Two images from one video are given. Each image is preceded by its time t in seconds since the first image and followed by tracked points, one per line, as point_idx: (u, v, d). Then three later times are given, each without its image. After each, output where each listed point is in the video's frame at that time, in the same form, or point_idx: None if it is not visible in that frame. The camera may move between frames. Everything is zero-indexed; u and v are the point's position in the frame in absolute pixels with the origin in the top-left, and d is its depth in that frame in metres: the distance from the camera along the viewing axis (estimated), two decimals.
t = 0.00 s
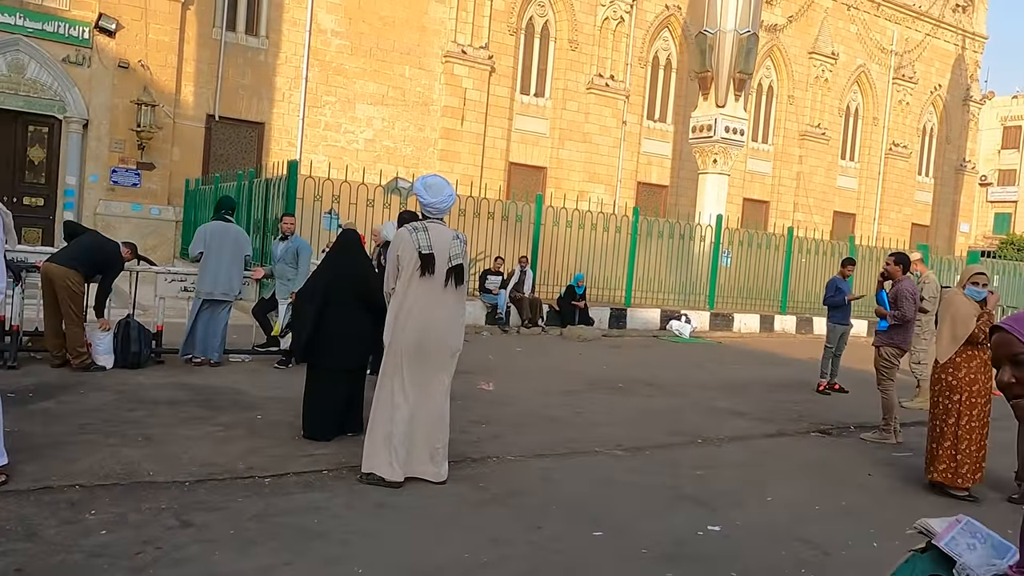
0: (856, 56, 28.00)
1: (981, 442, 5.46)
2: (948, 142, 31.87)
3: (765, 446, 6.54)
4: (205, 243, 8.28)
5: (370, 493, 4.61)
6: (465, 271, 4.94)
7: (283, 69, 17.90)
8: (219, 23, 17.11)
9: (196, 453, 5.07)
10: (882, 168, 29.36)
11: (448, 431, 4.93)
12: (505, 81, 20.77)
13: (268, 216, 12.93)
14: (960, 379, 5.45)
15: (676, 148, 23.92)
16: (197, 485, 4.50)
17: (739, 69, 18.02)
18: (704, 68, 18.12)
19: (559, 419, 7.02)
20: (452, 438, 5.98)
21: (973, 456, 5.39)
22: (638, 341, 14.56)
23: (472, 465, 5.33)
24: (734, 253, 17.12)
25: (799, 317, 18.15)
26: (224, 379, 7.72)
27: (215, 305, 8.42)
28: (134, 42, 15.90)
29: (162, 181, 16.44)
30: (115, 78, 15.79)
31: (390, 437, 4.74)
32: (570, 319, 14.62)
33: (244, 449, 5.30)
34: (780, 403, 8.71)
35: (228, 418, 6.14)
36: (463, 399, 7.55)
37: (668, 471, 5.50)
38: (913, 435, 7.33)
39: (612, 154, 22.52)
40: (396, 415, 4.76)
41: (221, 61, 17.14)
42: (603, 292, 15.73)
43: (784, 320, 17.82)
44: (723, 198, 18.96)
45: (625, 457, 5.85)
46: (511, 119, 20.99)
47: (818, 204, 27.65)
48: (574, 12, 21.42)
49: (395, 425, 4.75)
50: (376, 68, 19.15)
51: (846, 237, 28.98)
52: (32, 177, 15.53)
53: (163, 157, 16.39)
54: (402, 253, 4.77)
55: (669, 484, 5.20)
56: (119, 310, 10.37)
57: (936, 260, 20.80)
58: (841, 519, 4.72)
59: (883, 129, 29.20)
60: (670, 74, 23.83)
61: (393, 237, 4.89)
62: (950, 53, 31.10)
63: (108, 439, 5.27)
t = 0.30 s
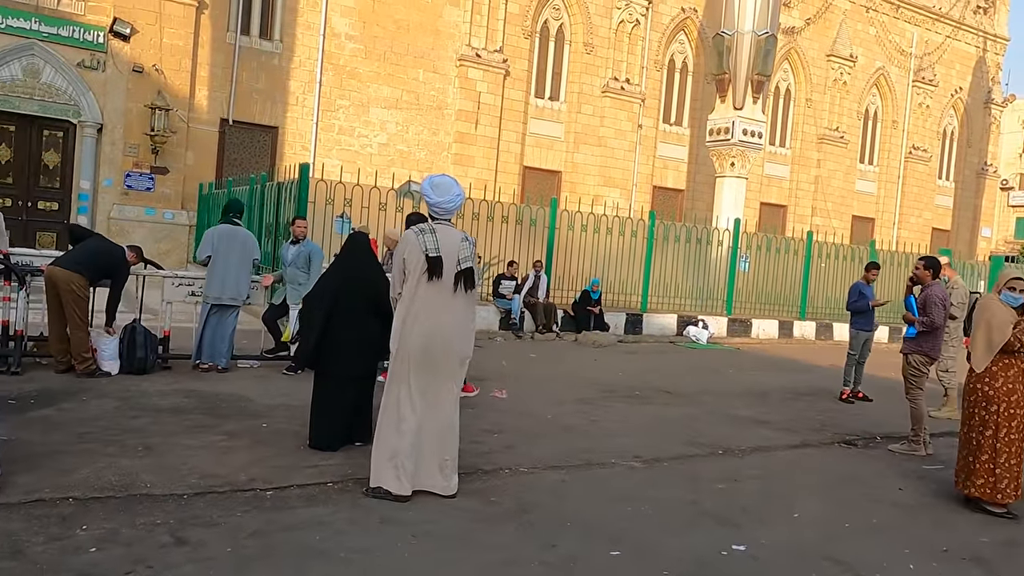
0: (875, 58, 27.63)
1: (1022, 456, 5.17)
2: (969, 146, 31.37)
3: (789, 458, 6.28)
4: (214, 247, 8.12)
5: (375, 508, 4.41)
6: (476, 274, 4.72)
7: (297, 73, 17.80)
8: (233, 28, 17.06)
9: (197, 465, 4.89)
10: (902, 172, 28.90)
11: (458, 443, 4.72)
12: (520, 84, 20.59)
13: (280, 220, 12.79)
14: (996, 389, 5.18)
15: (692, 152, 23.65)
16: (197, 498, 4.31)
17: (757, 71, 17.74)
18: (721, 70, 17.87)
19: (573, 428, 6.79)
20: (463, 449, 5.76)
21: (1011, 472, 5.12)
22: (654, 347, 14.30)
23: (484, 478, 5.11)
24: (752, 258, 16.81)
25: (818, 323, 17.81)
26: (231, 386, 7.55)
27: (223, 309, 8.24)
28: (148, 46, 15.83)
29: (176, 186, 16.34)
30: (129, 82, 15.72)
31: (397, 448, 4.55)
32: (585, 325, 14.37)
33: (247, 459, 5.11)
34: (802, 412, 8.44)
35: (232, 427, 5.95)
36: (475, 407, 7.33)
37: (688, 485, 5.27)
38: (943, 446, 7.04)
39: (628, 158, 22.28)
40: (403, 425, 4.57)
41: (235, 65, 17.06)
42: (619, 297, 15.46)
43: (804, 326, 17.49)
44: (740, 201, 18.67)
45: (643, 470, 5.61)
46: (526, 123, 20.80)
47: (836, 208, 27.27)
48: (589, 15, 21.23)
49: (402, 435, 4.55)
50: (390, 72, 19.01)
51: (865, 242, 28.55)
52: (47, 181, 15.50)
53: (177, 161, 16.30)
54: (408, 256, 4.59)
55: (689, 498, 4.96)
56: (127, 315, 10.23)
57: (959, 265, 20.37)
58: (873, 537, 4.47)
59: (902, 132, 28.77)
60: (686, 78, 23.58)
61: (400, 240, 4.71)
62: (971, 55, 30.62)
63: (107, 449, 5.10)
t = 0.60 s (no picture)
0: (892, 59, 27.21)
1: None
2: (988, 147, 30.86)
3: (812, 471, 5.99)
4: (217, 249, 7.95)
5: (374, 527, 4.15)
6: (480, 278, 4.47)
7: (307, 77, 17.65)
8: (244, 31, 16.93)
9: (191, 480, 4.66)
10: (920, 174, 28.42)
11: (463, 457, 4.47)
12: (532, 87, 20.35)
13: (288, 225, 12.60)
14: None
15: (707, 155, 23.32)
16: (187, 517, 4.08)
17: (773, 72, 17.42)
18: (736, 71, 17.57)
19: (585, 439, 6.52)
20: (470, 462, 5.51)
21: None
22: (669, 353, 14.00)
23: (491, 494, 4.85)
24: (769, 262, 16.48)
25: (836, 328, 17.45)
26: (233, 394, 7.33)
27: (225, 315, 8.04)
28: (158, 50, 15.69)
29: (186, 190, 16.18)
30: (139, 86, 15.58)
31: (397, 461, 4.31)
32: (598, 330, 14.08)
33: (242, 474, 4.87)
34: (823, 421, 8.13)
35: (230, 439, 5.72)
36: (483, 417, 7.07)
37: (706, 501, 4.99)
38: (973, 458, 6.72)
39: (641, 161, 21.98)
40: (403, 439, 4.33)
41: (245, 69, 16.92)
42: (633, 302, 15.16)
43: (822, 331, 17.12)
44: (756, 205, 18.35)
45: (659, 484, 5.34)
46: (538, 126, 20.56)
47: (853, 211, 26.85)
48: (601, 17, 20.98)
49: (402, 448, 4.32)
50: (401, 75, 18.82)
51: (882, 246, 28.09)
52: (58, 186, 15.37)
53: (187, 165, 16.16)
54: (407, 258, 4.37)
55: (708, 516, 4.69)
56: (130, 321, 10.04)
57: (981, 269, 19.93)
58: (906, 560, 4.18)
59: (921, 134, 28.31)
60: (700, 80, 23.28)
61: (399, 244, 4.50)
62: (990, 56, 30.14)
63: (97, 461, 4.88)
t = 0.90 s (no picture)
0: (905, 59, 26.84)
1: None
2: (1004, 148, 30.40)
3: (832, 486, 5.73)
4: (216, 255, 7.78)
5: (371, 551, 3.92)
6: (484, 287, 4.25)
7: (314, 80, 17.49)
8: (251, 35, 16.80)
9: (182, 499, 4.45)
10: (934, 175, 28.01)
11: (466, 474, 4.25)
12: (541, 90, 20.13)
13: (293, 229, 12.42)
14: None
15: (718, 157, 23.02)
16: (173, 540, 3.86)
17: (785, 72, 17.13)
18: (748, 72, 17.31)
19: (594, 451, 6.28)
20: (474, 478, 5.28)
21: None
22: (681, 358, 13.75)
23: (495, 513, 4.61)
24: (782, 265, 16.19)
25: (851, 332, 17.14)
26: (232, 404, 7.13)
27: (225, 322, 7.86)
28: (164, 54, 15.56)
29: (193, 195, 16.02)
30: (146, 91, 15.45)
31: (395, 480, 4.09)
32: (608, 335, 13.82)
33: (236, 492, 4.66)
34: (841, 430, 7.86)
35: (225, 453, 5.51)
36: (489, 429, 6.85)
37: (722, 520, 4.74)
38: (1001, 471, 6.45)
39: (651, 163, 21.71)
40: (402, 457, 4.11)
41: (252, 73, 16.78)
42: (643, 307, 14.90)
43: (836, 335, 16.81)
44: (769, 207, 18.07)
45: (672, 501, 5.09)
46: (547, 128, 20.34)
47: (866, 213, 26.48)
48: (611, 17, 20.73)
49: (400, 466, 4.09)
50: (409, 78, 18.63)
51: (896, 248, 27.68)
52: (64, 192, 15.24)
53: (194, 169, 16.01)
54: (407, 267, 4.13)
55: (724, 537, 4.44)
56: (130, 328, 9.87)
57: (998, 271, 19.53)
58: None
59: (935, 134, 27.90)
60: (711, 81, 23.00)
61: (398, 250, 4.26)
62: (1005, 55, 29.71)
63: (84, 479, 4.69)
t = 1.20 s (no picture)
0: (918, 58, 26.46)
1: None
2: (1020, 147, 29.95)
3: (855, 496, 5.46)
4: (213, 253, 7.55)
5: (368, 570, 3.69)
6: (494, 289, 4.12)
7: (321, 81, 17.31)
8: (257, 37, 16.65)
9: (171, 513, 4.24)
10: (948, 174, 27.62)
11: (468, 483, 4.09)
12: (549, 90, 19.90)
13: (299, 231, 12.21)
14: None
15: (729, 157, 22.73)
16: (158, 558, 3.64)
17: (798, 70, 16.83)
18: (760, 70, 17.03)
19: (606, 459, 6.03)
20: (479, 488, 5.04)
21: None
22: (692, 362, 13.47)
23: (500, 527, 4.37)
24: (796, 266, 15.89)
25: (866, 333, 16.81)
26: (231, 410, 6.92)
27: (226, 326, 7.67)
28: (170, 56, 15.40)
29: (199, 198, 15.83)
30: (152, 93, 15.30)
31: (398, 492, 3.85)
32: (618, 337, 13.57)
33: (229, 505, 4.44)
34: (861, 436, 7.58)
35: (220, 463, 5.29)
36: (495, 435, 6.61)
37: (742, 534, 4.48)
38: None
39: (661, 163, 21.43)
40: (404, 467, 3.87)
41: (259, 75, 16.62)
42: (654, 309, 14.62)
43: (851, 337, 16.51)
44: (782, 208, 17.77)
45: (687, 513, 4.84)
46: (556, 129, 20.11)
47: (879, 213, 26.11)
48: (620, 17, 20.49)
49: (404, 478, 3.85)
50: (416, 79, 18.42)
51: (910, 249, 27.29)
52: (70, 195, 15.09)
53: (200, 173, 15.84)
54: (421, 266, 3.90)
55: (743, 552, 4.19)
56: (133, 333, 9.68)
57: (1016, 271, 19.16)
58: None
59: (948, 133, 27.51)
60: (721, 81, 22.71)
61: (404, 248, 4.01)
62: (1020, 52, 29.28)
63: (71, 491, 4.48)
